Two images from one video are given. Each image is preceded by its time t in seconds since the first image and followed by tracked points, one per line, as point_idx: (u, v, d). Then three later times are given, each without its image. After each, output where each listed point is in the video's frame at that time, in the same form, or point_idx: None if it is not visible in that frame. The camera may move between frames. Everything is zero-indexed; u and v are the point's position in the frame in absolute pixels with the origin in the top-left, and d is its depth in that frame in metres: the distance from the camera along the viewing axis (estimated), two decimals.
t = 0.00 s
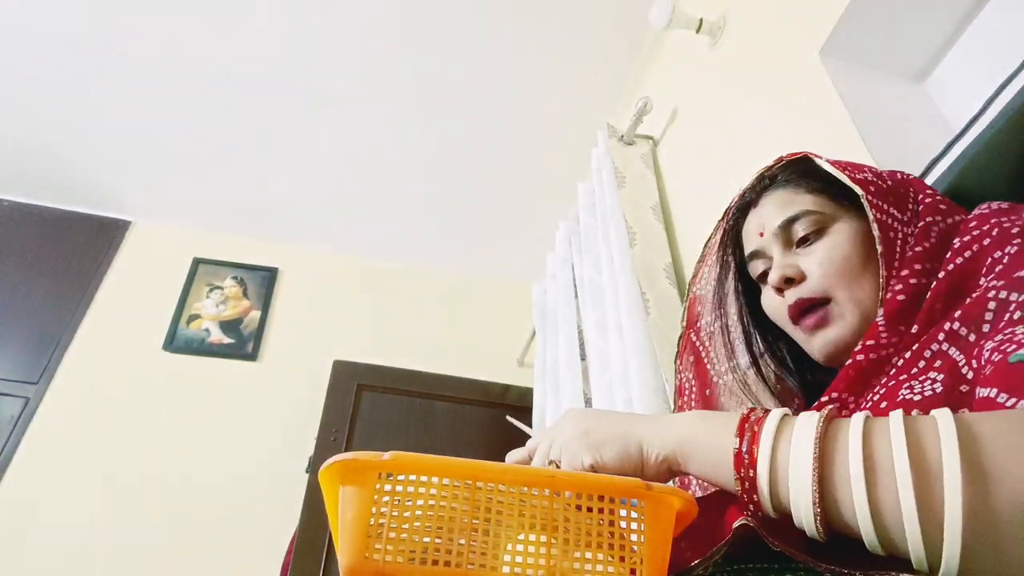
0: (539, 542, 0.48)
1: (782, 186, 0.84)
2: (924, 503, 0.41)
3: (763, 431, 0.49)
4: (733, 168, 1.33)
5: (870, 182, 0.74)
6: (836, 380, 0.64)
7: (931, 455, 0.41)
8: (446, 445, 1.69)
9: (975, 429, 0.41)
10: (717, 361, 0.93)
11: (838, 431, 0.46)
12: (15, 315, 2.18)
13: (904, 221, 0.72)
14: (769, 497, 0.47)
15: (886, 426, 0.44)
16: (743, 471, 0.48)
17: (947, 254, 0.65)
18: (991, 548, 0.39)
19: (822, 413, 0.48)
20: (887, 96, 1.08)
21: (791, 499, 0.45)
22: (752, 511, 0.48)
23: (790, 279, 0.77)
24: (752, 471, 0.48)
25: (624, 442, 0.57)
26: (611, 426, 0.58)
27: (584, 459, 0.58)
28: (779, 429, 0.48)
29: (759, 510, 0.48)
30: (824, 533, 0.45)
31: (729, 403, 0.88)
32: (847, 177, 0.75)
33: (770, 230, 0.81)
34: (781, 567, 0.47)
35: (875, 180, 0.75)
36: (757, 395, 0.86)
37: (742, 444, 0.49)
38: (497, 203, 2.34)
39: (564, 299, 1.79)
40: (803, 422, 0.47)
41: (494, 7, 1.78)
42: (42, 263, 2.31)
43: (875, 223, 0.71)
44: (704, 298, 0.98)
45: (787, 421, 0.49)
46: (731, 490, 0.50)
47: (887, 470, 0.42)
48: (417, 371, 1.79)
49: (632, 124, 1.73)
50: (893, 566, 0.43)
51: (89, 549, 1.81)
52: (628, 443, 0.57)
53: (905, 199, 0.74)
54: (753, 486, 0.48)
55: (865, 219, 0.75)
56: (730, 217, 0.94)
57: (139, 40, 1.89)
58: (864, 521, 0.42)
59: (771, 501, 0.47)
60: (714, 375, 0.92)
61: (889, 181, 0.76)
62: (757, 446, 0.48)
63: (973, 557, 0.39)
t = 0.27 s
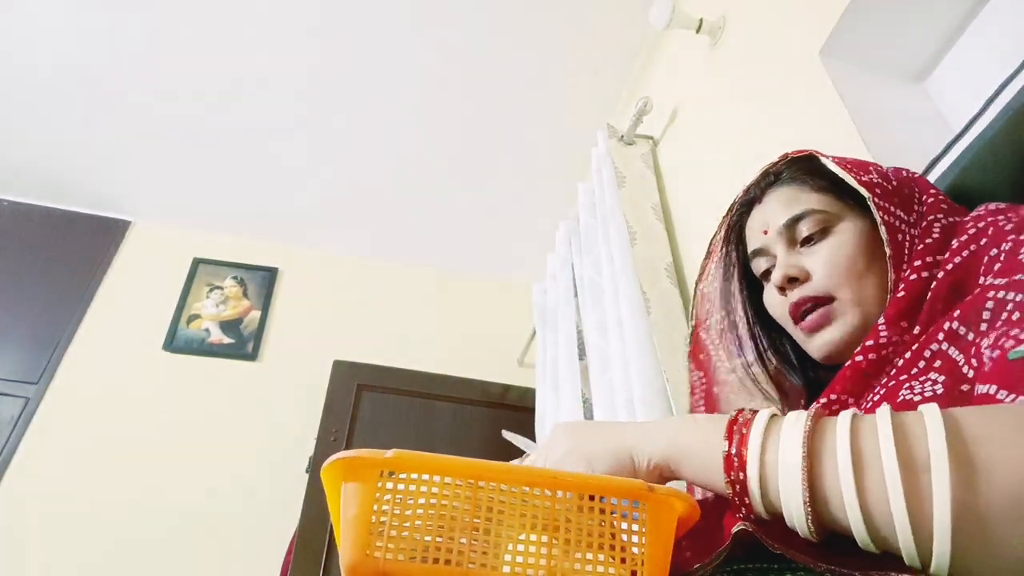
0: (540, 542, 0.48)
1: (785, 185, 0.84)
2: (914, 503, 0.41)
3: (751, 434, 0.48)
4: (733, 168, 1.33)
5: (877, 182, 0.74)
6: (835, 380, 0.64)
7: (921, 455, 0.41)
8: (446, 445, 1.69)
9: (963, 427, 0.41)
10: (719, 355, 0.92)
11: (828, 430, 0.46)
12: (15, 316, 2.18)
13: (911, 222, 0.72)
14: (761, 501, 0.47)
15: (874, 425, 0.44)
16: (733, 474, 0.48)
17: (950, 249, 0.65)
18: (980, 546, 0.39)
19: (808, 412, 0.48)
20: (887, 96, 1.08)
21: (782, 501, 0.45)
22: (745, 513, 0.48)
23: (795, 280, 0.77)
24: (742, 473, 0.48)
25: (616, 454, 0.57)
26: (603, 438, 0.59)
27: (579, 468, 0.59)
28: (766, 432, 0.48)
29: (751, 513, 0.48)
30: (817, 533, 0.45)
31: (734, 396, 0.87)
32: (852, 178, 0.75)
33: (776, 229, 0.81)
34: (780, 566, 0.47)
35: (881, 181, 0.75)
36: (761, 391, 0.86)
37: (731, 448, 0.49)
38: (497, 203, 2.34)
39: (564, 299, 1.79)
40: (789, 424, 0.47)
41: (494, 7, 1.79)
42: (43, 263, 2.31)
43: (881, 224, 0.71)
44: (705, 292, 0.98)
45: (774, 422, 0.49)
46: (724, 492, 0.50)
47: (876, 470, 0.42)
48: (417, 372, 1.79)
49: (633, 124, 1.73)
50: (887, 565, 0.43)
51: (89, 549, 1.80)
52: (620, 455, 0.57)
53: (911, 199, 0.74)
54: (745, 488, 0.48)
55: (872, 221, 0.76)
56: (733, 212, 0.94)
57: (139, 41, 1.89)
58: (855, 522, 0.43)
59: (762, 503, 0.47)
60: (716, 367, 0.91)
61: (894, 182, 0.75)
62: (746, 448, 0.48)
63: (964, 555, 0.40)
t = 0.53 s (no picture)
0: (541, 543, 0.48)
1: (772, 194, 0.84)
2: (909, 512, 0.41)
3: (749, 442, 0.49)
4: (733, 168, 1.33)
5: (864, 184, 0.75)
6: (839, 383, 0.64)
7: (912, 463, 0.41)
8: (446, 445, 1.68)
9: (953, 434, 0.41)
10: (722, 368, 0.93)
11: (825, 437, 0.46)
12: (15, 316, 2.18)
13: (902, 222, 0.73)
14: (757, 507, 0.47)
15: (868, 432, 0.44)
16: (729, 480, 0.48)
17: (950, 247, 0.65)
18: (974, 555, 0.39)
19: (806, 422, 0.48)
20: (887, 96, 1.08)
21: (778, 509, 0.45)
22: (741, 522, 0.48)
23: (791, 288, 0.77)
24: (739, 479, 0.48)
25: (615, 457, 0.58)
26: (604, 442, 0.59)
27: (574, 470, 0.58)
28: (762, 439, 0.48)
29: (747, 523, 0.48)
30: (813, 543, 0.44)
31: (733, 411, 0.87)
32: (840, 181, 0.76)
33: (767, 239, 0.82)
34: (779, 567, 0.47)
35: (868, 182, 0.75)
36: (761, 401, 0.86)
37: (728, 454, 0.50)
38: (497, 203, 2.34)
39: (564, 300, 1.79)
40: (784, 434, 0.48)
41: (495, 7, 1.79)
42: (43, 263, 2.31)
43: (872, 223, 0.72)
44: (702, 307, 0.98)
45: (771, 430, 0.49)
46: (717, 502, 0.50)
47: (870, 478, 0.43)
48: (417, 372, 1.79)
49: (632, 124, 1.73)
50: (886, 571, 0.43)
51: (89, 549, 1.80)
52: (618, 459, 0.57)
53: (901, 199, 0.74)
54: (740, 494, 0.48)
55: (865, 225, 0.76)
56: (723, 225, 0.94)
57: (139, 41, 1.89)
58: (852, 531, 0.42)
59: (758, 510, 0.47)
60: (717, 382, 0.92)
61: (882, 182, 0.76)
62: (743, 455, 0.49)
63: (960, 564, 0.39)
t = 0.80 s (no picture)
0: (540, 543, 0.48)
1: (770, 198, 0.85)
2: (902, 514, 0.41)
3: (745, 448, 0.49)
4: (733, 169, 1.33)
5: (857, 186, 0.75)
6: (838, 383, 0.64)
7: (904, 468, 0.42)
8: (446, 445, 1.68)
9: (947, 441, 0.41)
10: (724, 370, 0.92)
11: (821, 442, 0.46)
12: (15, 316, 2.18)
13: (895, 222, 0.73)
14: (752, 513, 0.47)
15: (862, 438, 0.44)
16: (726, 486, 0.48)
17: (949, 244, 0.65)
18: (967, 558, 0.39)
19: (800, 428, 0.48)
20: (887, 96, 1.08)
21: (775, 517, 0.45)
22: (738, 528, 0.48)
23: (789, 289, 0.76)
24: (736, 485, 0.48)
25: (614, 464, 0.58)
26: (603, 448, 0.60)
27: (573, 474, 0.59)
28: (758, 446, 0.49)
29: (743, 529, 0.48)
30: (812, 550, 0.44)
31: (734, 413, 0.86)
32: (830, 183, 0.76)
33: (764, 241, 0.82)
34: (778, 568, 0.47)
35: (862, 184, 0.76)
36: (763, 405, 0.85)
37: (726, 461, 0.50)
38: (497, 203, 2.34)
39: (563, 300, 1.78)
40: (779, 439, 0.48)
41: (496, 7, 1.79)
42: (43, 262, 2.31)
43: (863, 223, 0.72)
44: (705, 310, 0.98)
45: (767, 437, 0.49)
46: (715, 508, 0.50)
47: (866, 485, 0.42)
48: (417, 372, 1.79)
49: (632, 124, 1.73)
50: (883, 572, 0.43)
51: (88, 549, 1.80)
52: (618, 466, 0.58)
53: (895, 201, 0.75)
54: (737, 500, 0.48)
55: (859, 224, 0.75)
56: (724, 230, 0.95)
57: (139, 40, 1.89)
58: (848, 536, 0.42)
59: (755, 517, 0.47)
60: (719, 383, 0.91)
61: (876, 184, 0.76)
62: (739, 461, 0.49)
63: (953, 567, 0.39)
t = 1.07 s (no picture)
0: (541, 542, 0.48)
1: (773, 198, 0.85)
2: (902, 518, 0.41)
3: (747, 455, 0.49)
4: (733, 169, 1.33)
5: (858, 186, 0.76)
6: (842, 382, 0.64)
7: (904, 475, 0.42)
8: (446, 445, 1.68)
9: (942, 450, 0.41)
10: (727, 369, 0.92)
11: (824, 451, 0.46)
12: (15, 316, 2.18)
13: (895, 222, 0.74)
14: (751, 520, 0.47)
15: (861, 448, 0.45)
16: (727, 489, 0.49)
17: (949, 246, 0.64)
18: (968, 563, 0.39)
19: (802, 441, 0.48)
20: (887, 97, 1.08)
21: (773, 523, 0.45)
22: (734, 536, 0.48)
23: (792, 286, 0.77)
24: (736, 491, 0.48)
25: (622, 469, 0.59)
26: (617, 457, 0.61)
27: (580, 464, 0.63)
28: (760, 453, 0.49)
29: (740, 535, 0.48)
30: (808, 559, 0.44)
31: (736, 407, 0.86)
32: (832, 183, 0.76)
33: (766, 240, 0.82)
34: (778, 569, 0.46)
35: (863, 184, 0.76)
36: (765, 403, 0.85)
37: (728, 467, 0.50)
38: (497, 203, 2.34)
39: (564, 300, 1.78)
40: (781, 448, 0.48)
41: (496, 7, 1.79)
42: (43, 262, 2.31)
43: (863, 221, 0.72)
44: (707, 312, 0.99)
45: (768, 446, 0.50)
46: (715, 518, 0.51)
47: (865, 490, 0.43)
48: (417, 372, 1.79)
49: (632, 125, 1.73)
50: None
51: (88, 549, 1.80)
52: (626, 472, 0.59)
53: (895, 201, 0.75)
54: (736, 505, 0.48)
55: (860, 223, 0.76)
56: (727, 232, 0.96)
57: (138, 40, 1.88)
58: (845, 543, 0.42)
59: (752, 523, 0.47)
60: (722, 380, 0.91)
61: (877, 184, 0.77)
62: (741, 467, 0.49)
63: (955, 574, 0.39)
